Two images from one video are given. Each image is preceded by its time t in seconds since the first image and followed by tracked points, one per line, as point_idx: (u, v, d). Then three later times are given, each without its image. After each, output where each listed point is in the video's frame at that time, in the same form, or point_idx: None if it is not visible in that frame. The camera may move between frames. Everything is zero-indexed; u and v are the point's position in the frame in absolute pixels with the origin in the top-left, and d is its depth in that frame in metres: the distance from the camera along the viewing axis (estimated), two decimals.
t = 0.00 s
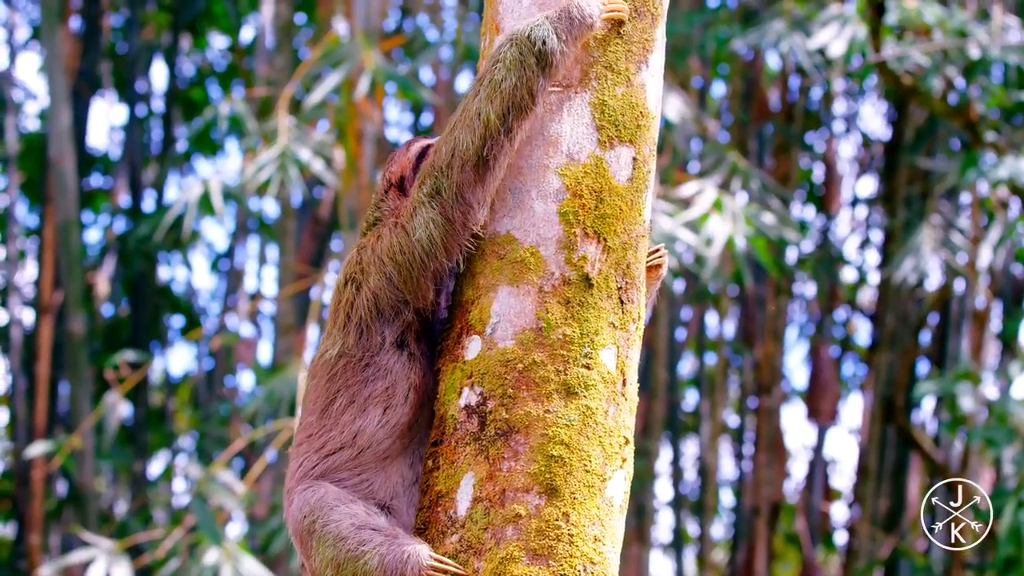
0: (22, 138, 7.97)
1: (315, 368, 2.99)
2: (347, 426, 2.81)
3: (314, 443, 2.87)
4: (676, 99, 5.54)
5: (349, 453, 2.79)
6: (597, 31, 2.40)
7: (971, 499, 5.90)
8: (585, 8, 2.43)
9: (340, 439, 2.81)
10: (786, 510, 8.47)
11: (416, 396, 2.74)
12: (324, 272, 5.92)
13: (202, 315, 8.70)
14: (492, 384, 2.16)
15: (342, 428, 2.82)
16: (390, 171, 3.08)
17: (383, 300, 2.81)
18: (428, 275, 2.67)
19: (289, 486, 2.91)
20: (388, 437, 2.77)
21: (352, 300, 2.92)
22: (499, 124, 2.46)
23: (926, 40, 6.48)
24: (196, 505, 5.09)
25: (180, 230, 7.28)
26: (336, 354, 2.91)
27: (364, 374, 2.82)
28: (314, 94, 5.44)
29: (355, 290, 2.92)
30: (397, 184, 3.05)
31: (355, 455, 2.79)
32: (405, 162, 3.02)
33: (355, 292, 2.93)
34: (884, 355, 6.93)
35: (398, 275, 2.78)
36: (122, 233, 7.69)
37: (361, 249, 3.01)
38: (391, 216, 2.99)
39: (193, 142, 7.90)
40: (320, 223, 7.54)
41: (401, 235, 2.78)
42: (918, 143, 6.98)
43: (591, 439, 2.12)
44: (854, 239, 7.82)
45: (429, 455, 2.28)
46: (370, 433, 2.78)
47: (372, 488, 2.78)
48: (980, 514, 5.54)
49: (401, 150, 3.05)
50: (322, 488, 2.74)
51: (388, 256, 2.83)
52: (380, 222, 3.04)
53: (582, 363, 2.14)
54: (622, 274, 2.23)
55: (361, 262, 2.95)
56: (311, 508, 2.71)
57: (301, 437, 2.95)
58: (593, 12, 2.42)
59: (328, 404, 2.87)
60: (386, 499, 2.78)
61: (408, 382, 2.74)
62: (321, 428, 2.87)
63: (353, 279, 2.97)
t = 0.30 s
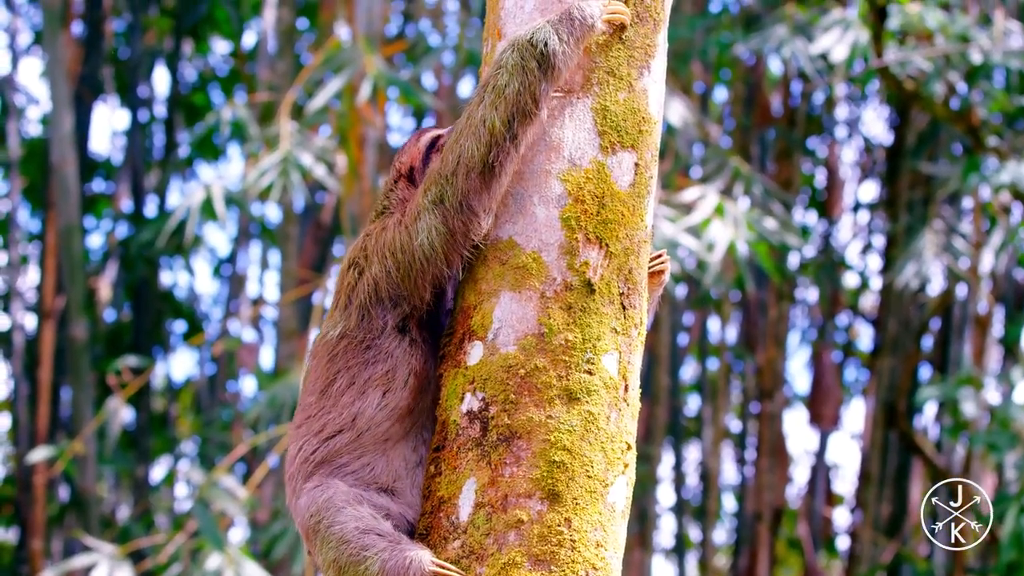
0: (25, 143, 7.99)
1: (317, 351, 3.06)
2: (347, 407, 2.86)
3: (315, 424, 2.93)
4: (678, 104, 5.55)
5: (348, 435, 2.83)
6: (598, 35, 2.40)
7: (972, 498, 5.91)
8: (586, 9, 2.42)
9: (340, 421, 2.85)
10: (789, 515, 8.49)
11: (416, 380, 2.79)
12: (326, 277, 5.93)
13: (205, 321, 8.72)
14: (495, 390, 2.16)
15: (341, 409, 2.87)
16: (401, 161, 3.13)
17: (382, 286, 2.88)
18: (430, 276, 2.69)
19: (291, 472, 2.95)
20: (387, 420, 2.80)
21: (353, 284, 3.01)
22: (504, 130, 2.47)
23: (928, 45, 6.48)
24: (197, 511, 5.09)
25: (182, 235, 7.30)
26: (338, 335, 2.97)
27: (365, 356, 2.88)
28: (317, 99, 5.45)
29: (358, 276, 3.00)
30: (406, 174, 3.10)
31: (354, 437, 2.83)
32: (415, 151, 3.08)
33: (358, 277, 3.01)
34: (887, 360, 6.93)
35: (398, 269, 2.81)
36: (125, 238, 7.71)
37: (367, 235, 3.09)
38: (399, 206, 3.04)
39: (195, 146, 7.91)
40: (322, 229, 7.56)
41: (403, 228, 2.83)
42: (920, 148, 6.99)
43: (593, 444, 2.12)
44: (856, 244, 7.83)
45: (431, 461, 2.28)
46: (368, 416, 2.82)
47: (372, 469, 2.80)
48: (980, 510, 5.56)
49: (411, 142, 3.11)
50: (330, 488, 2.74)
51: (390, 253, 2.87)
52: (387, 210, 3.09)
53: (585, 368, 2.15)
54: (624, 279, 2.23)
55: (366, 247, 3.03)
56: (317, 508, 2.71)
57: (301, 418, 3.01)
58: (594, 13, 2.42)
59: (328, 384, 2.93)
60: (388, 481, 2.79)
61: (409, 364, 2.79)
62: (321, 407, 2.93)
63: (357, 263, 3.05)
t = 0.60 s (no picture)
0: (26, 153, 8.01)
1: (322, 338, 3.09)
2: (351, 392, 2.88)
3: (317, 412, 2.96)
4: (679, 114, 5.57)
5: (349, 421, 2.85)
6: (598, 45, 2.39)
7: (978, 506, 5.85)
8: (589, 19, 2.39)
9: (342, 407, 2.88)
10: (790, 525, 8.49)
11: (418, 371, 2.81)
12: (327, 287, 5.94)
13: (206, 331, 8.73)
14: (496, 401, 2.17)
15: (342, 395, 2.90)
16: (417, 155, 3.15)
17: (386, 281, 2.92)
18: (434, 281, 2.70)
19: (295, 457, 2.98)
20: (388, 407, 2.83)
21: (358, 273, 3.05)
22: (506, 142, 2.46)
23: (928, 55, 6.50)
24: (198, 522, 5.09)
25: (184, 245, 7.31)
26: (343, 321, 3.01)
27: (368, 343, 2.91)
28: (318, 109, 5.48)
29: (363, 267, 3.04)
30: (422, 167, 3.12)
31: (355, 423, 2.85)
32: (432, 147, 3.10)
33: (363, 266, 3.05)
34: (888, 370, 6.93)
35: (400, 268, 2.84)
36: (126, 248, 7.72)
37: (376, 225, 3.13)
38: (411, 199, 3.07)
39: (197, 156, 7.93)
40: (323, 239, 7.58)
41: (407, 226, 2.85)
42: (921, 158, 7.00)
43: (595, 455, 2.13)
44: (857, 254, 7.84)
45: (433, 470, 2.28)
46: (370, 402, 2.85)
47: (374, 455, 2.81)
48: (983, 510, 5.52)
49: (429, 137, 3.14)
50: (339, 494, 2.72)
51: (393, 253, 2.89)
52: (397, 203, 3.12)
53: (586, 379, 2.15)
54: (626, 290, 2.24)
55: (372, 239, 3.06)
56: (324, 513, 2.69)
57: (305, 404, 3.04)
58: (594, 23, 2.40)
59: (332, 371, 2.96)
60: (393, 472, 2.80)
61: (413, 353, 2.82)
62: (324, 392, 2.96)
63: (362, 253, 3.09)
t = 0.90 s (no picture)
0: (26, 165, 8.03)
1: (329, 334, 3.16)
2: (360, 383, 2.95)
3: (327, 404, 3.01)
4: (679, 127, 5.60)
5: (359, 412, 2.91)
6: (600, 57, 2.37)
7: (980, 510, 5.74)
8: (588, 31, 2.39)
9: (350, 399, 2.94)
10: (790, 536, 8.49)
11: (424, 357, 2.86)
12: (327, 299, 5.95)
13: (206, 342, 8.74)
14: (496, 414, 2.17)
15: (350, 387, 2.97)
16: (426, 145, 3.16)
17: (387, 282, 2.96)
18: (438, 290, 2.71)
19: (307, 450, 3.05)
20: (395, 394, 2.88)
21: (361, 272, 3.10)
22: (510, 157, 2.49)
23: (928, 67, 6.52)
24: (199, 534, 5.09)
25: (185, 257, 7.33)
26: (347, 317, 3.07)
27: (373, 336, 2.96)
28: (319, 121, 5.50)
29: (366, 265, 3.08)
30: (432, 157, 3.13)
31: (364, 413, 2.91)
32: (440, 137, 3.11)
33: (366, 265, 3.10)
34: (888, 382, 6.93)
35: (402, 271, 2.87)
36: (126, 260, 7.74)
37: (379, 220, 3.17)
38: (420, 185, 3.10)
39: (197, 168, 7.96)
40: (323, 250, 7.59)
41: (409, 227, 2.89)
42: (921, 170, 7.01)
43: (595, 467, 2.14)
44: (858, 266, 7.85)
45: (434, 483, 2.29)
46: (377, 392, 2.91)
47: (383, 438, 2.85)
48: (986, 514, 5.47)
49: (436, 127, 3.15)
50: (355, 499, 2.72)
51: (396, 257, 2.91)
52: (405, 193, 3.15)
53: (587, 392, 2.16)
54: (626, 302, 2.25)
55: (374, 237, 3.10)
56: (339, 515, 2.70)
57: (315, 398, 3.10)
58: (596, 35, 2.38)
59: (340, 363, 3.03)
60: (408, 465, 2.82)
61: (418, 343, 2.87)
62: (333, 385, 3.03)
63: (365, 251, 3.14)
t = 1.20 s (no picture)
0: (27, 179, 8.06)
1: (334, 333, 3.19)
2: (366, 379, 2.98)
3: (337, 400, 3.05)
4: (680, 141, 5.62)
5: (367, 408, 2.94)
6: (600, 72, 2.38)
7: (978, 508, 5.53)
8: (589, 45, 2.38)
9: (358, 395, 2.98)
10: (791, 550, 8.47)
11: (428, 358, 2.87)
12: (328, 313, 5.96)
13: (206, 356, 8.75)
14: (496, 427, 2.18)
15: (358, 384, 3.00)
16: (428, 138, 3.25)
17: (387, 284, 2.99)
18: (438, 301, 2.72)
19: (319, 443, 3.10)
20: (403, 391, 2.89)
21: (362, 274, 3.13)
22: (514, 173, 2.51)
23: (928, 81, 6.54)
24: (199, 548, 5.09)
25: (185, 271, 7.35)
26: (350, 318, 3.09)
27: (378, 336, 2.99)
28: (320, 135, 5.53)
29: (367, 266, 3.11)
30: (434, 150, 3.21)
31: (373, 409, 2.94)
32: (442, 129, 3.20)
33: (366, 266, 3.13)
34: (889, 396, 6.93)
35: (403, 276, 2.90)
36: (127, 274, 7.76)
37: (381, 218, 3.20)
38: (422, 176, 3.18)
39: (198, 182, 7.98)
40: (324, 264, 7.61)
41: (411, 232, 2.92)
42: (921, 184, 7.03)
43: (595, 481, 2.14)
44: (858, 280, 7.86)
45: (435, 497, 2.30)
46: (383, 389, 2.93)
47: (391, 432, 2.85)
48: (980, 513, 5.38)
49: (437, 119, 3.24)
50: (370, 506, 2.75)
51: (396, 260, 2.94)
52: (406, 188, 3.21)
53: (587, 406, 2.16)
54: (626, 316, 2.26)
55: (375, 238, 3.13)
56: (352, 520, 2.76)
57: (325, 395, 3.14)
58: (596, 51, 2.38)
59: (346, 361, 3.06)
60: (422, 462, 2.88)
61: (424, 339, 2.88)
62: (340, 383, 3.06)
63: (366, 253, 3.17)
